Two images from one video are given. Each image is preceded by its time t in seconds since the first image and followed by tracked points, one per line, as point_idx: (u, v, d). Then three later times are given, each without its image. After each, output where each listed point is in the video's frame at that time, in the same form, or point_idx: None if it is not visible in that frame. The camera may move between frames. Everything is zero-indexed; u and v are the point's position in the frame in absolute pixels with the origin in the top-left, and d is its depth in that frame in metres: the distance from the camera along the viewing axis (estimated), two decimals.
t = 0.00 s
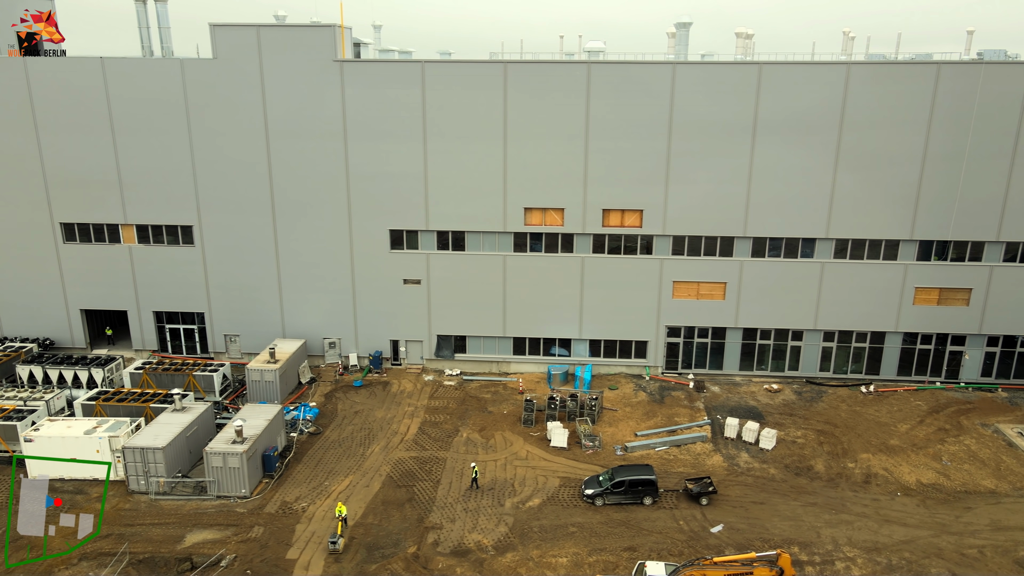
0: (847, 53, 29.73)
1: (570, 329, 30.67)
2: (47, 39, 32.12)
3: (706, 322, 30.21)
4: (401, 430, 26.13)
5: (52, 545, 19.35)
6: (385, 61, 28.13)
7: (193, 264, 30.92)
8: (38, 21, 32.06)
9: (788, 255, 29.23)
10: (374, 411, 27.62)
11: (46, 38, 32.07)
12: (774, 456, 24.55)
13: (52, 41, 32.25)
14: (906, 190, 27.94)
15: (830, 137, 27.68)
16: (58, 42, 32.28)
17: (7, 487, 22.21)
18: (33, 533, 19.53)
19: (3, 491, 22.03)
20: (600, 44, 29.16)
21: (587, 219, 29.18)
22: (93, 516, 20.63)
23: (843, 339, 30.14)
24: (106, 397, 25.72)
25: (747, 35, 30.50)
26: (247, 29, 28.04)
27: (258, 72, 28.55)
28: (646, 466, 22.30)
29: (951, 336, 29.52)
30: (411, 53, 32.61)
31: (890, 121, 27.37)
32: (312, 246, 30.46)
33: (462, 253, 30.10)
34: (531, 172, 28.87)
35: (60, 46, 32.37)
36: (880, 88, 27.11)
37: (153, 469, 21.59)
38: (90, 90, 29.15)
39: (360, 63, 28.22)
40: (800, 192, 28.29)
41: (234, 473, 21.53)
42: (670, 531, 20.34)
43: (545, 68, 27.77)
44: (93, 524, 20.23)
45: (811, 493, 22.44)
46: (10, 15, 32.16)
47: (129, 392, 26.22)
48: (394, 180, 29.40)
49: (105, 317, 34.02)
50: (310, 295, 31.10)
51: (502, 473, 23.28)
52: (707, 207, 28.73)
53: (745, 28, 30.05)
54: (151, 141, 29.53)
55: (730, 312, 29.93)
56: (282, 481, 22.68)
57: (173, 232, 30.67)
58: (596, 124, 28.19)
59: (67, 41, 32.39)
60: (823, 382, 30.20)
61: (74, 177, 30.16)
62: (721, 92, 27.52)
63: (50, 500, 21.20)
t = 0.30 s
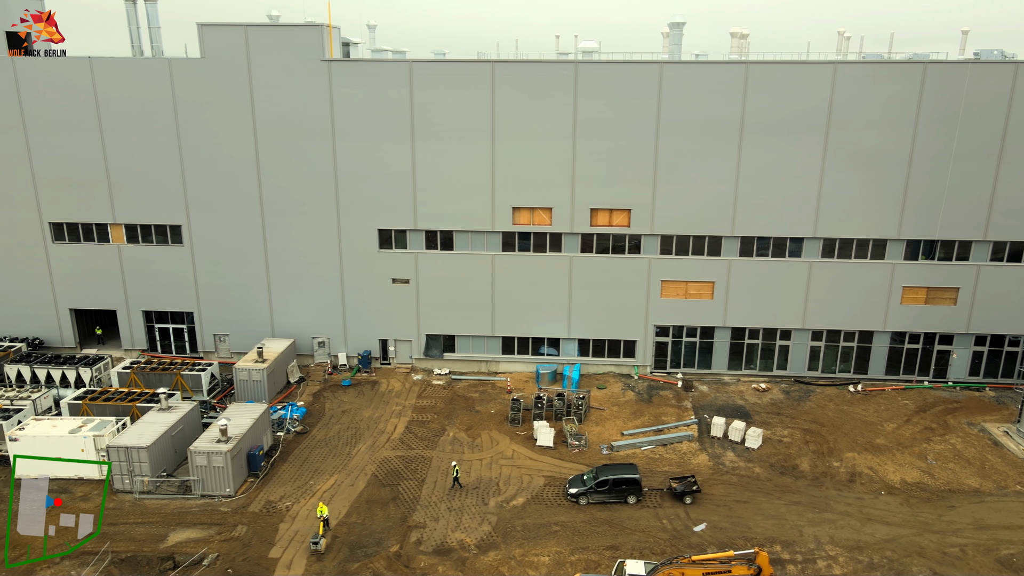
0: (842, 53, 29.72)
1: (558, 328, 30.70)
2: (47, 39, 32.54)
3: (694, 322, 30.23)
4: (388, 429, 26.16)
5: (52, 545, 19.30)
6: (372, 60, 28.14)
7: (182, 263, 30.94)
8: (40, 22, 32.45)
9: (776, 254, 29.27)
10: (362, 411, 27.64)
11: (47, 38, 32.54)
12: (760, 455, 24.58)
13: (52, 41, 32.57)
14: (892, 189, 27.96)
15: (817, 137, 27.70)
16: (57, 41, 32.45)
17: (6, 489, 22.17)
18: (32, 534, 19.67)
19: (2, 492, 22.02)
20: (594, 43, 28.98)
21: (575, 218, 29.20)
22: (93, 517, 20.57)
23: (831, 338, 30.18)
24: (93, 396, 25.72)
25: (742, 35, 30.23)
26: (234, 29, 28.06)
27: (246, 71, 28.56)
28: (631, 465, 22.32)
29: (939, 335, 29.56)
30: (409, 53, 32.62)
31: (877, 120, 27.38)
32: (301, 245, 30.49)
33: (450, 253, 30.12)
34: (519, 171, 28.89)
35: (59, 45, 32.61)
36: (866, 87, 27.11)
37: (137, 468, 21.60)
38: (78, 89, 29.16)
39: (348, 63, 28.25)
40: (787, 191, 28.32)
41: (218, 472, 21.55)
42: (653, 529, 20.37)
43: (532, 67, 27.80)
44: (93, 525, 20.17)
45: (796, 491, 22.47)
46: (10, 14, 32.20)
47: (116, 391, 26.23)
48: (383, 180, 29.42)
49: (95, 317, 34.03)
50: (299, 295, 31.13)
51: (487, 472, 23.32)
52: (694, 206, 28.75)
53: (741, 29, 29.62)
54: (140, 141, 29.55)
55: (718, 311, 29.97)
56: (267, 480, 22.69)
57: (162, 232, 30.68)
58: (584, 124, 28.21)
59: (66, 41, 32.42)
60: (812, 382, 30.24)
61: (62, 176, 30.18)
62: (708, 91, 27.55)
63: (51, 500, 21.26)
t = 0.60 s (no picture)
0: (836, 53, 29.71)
1: (547, 328, 30.73)
2: (47, 39, 32.16)
3: (682, 321, 30.26)
4: (374, 428, 26.19)
5: (52, 545, 19.30)
6: (359, 60, 28.14)
7: (171, 263, 30.95)
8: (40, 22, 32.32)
9: (764, 254, 29.29)
10: (349, 410, 27.65)
11: (46, 38, 32.15)
12: (745, 454, 24.62)
13: (52, 41, 32.21)
14: (879, 188, 28.00)
15: (804, 136, 27.72)
16: (58, 42, 32.22)
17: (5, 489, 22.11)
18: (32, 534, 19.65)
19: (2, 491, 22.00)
20: (588, 43, 29.33)
21: (563, 218, 29.23)
22: (93, 516, 20.54)
23: (820, 337, 30.21)
24: (80, 396, 25.63)
25: (737, 34, 30.43)
26: (222, 29, 28.08)
27: (233, 71, 28.57)
28: (615, 464, 22.35)
29: (927, 334, 29.60)
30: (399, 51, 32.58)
31: (864, 120, 27.39)
32: (289, 245, 30.50)
33: (438, 252, 30.14)
34: (506, 170, 28.91)
35: (59, 46, 32.29)
36: (853, 87, 27.14)
37: (122, 467, 21.60)
38: (66, 89, 29.17)
39: (335, 62, 28.27)
40: (774, 191, 28.35)
41: (202, 470, 21.55)
42: (636, 528, 20.38)
43: (519, 67, 27.82)
44: (93, 524, 20.15)
45: (780, 490, 22.50)
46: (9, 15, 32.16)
47: (103, 390, 26.25)
48: (371, 179, 29.44)
49: (85, 316, 34.04)
50: (288, 295, 31.16)
51: (472, 471, 23.33)
52: (681, 206, 28.78)
53: (736, 29, 30.02)
54: (128, 140, 29.57)
55: (706, 310, 29.99)
56: (251, 479, 22.71)
57: (150, 231, 30.69)
58: (571, 123, 28.23)
59: (67, 41, 32.28)
60: (800, 381, 30.28)
61: (51, 176, 30.18)
62: (695, 92, 27.58)
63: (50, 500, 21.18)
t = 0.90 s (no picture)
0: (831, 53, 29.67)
1: (535, 327, 30.76)
2: (47, 39, 31.93)
3: (670, 320, 30.28)
4: (361, 427, 26.22)
5: (52, 544, 19.28)
6: (347, 60, 28.16)
7: (159, 262, 30.96)
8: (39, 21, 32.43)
9: (751, 253, 29.33)
10: (336, 409, 27.67)
11: (47, 38, 31.93)
12: (731, 453, 24.64)
13: (52, 41, 31.98)
14: (866, 188, 28.03)
15: (790, 136, 27.75)
16: (58, 42, 32.06)
17: (6, 490, 22.08)
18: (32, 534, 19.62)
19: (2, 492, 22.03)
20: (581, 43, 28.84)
21: (550, 217, 29.27)
22: (93, 516, 20.47)
23: (807, 337, 30.23)
24: (66, 395, 25.66)
25: (733, 34, 30.29)
26: (209, 28, 28.11)
27: (221, 71, 28.59)
28: (599, 463, 22.38)
29: (914, 334, 29.64)
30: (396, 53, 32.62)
31: (850, 119, 27.42)
32: (278, 244, 30.52)
33: (426, 251, 30.16)
34: (494, 170, 28.94)
35: (59, 45, 32.09)
36: (840, 87, 27.17)
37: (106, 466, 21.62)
38: (53, 88, 29.18)
39: (323, 61, 28.30)
40: (761, 190, 28.38)
41: (186, 469, 21.56)
42: (619, 527, 20.40)
43: (506, 66, 27.84)
44: (93, 524, 20.09)
45: (764, 489, 22.53)
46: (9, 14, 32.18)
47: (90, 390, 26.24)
48: (358, 178, 29.45)
49: (75, 315, 34.05)
50: (276, 294, 31.17)
51: (457, 471, 23.35)
52: (669, 205, 28.81)
53: (730, 29, 29.87)
54: (116, 139, 29.58)
55: (694, 310, 30.03)
56: (236, 478, 22.73)
57: (138, 231, 30.70)
58: (559, 123, 28.25)
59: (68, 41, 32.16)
60: (787, 380, 30.31)
61: (39, 175, 30.18)
62: (682, 91, 27.61)
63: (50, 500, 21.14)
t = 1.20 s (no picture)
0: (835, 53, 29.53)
1: (524, 326, 30.78)
2: (48, 39, 31.63)
3: (659, 320, 30.29)
4: (347, 426, 26.25)
5: (52, 544, 19.20)
6: (334, 59, 28.17)
7: (148, 262, 30.97)
8: (39, 21, 32.00)
9: (739, 253, 29.34)
10: (323, 409, 27.68)
11: (47, 38, 31.62)
12: (716, 453, 24.67)
13: (52, 41, 31.58)
14: (853, 187, 28.04)
15: (777, 136, 27.76)
16: (58, 42, 31.69)
17: (6, 490, 22.05)
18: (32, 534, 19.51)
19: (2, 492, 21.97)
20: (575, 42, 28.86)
21: (538, 217, 29.29)
22: (93, 516, 20.37)
23: (795, 336, 30.25)
24: (53, 395, 25.60)
25: (728, 34, 30.50)
26: (196, 28, 28.11)
27: (208, 71, 28.61)
28: (583, 462, 22.41)
29: (901, 333, 29.66)
30: (387, 53, 32.59)
31: (837, 119, 27.43)
32: (266, 243, 30.53)
33: (414, 250, 30.19)
34: (481, 169, 28.96)
35: (59, 46, 31.67)
36: (826, 86, 27.18)
37: (90, 466, 21.64)
38: (41, 88, 29.18)
39: (310, 61, 28.31)
40: (749, 190, 28.38)
41: (169, 468, 21.56)
42: (601, 526, 20.42)
43: (493, 66, 27.84)
44: (93, 524, 19.99)
45: (748, 488, 22.56)
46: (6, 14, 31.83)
47: (77, 389, 26.25)
48: (346, 178, 29.48)
49: (64, 315, 34.06)
50: (265, 294, 31.19)
51: (442, 470, 23.35)
52: (657, 205, 28.82)
53: (725, 28, 30.08)
54: (103, 139, 29.58)
55: (682, 309, 30.05)
56: (220, 478, 22.74)
57: (127, 230, 30.71)
58: (546, 122, 28.27)
59: (68, 41, 31.79)
60: (775, 380, 30.32)
61: (27, 175, 30.18)
62: (669, 90, 27.61)
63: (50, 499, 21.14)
